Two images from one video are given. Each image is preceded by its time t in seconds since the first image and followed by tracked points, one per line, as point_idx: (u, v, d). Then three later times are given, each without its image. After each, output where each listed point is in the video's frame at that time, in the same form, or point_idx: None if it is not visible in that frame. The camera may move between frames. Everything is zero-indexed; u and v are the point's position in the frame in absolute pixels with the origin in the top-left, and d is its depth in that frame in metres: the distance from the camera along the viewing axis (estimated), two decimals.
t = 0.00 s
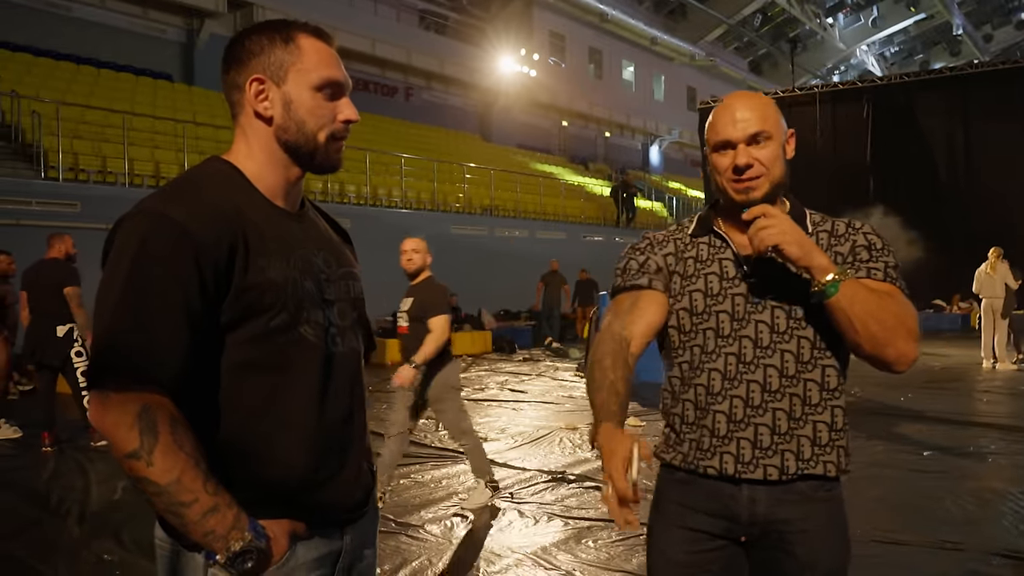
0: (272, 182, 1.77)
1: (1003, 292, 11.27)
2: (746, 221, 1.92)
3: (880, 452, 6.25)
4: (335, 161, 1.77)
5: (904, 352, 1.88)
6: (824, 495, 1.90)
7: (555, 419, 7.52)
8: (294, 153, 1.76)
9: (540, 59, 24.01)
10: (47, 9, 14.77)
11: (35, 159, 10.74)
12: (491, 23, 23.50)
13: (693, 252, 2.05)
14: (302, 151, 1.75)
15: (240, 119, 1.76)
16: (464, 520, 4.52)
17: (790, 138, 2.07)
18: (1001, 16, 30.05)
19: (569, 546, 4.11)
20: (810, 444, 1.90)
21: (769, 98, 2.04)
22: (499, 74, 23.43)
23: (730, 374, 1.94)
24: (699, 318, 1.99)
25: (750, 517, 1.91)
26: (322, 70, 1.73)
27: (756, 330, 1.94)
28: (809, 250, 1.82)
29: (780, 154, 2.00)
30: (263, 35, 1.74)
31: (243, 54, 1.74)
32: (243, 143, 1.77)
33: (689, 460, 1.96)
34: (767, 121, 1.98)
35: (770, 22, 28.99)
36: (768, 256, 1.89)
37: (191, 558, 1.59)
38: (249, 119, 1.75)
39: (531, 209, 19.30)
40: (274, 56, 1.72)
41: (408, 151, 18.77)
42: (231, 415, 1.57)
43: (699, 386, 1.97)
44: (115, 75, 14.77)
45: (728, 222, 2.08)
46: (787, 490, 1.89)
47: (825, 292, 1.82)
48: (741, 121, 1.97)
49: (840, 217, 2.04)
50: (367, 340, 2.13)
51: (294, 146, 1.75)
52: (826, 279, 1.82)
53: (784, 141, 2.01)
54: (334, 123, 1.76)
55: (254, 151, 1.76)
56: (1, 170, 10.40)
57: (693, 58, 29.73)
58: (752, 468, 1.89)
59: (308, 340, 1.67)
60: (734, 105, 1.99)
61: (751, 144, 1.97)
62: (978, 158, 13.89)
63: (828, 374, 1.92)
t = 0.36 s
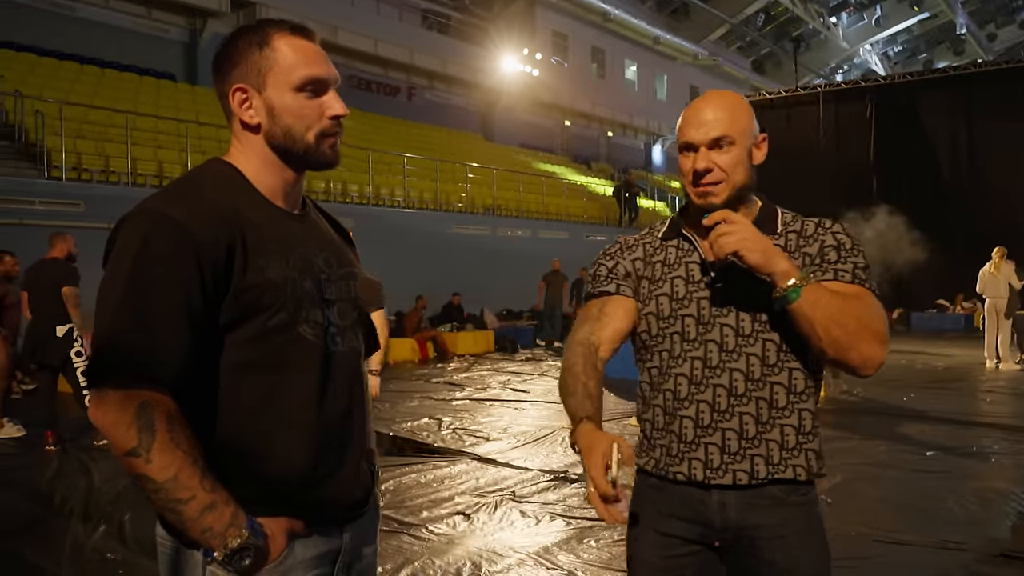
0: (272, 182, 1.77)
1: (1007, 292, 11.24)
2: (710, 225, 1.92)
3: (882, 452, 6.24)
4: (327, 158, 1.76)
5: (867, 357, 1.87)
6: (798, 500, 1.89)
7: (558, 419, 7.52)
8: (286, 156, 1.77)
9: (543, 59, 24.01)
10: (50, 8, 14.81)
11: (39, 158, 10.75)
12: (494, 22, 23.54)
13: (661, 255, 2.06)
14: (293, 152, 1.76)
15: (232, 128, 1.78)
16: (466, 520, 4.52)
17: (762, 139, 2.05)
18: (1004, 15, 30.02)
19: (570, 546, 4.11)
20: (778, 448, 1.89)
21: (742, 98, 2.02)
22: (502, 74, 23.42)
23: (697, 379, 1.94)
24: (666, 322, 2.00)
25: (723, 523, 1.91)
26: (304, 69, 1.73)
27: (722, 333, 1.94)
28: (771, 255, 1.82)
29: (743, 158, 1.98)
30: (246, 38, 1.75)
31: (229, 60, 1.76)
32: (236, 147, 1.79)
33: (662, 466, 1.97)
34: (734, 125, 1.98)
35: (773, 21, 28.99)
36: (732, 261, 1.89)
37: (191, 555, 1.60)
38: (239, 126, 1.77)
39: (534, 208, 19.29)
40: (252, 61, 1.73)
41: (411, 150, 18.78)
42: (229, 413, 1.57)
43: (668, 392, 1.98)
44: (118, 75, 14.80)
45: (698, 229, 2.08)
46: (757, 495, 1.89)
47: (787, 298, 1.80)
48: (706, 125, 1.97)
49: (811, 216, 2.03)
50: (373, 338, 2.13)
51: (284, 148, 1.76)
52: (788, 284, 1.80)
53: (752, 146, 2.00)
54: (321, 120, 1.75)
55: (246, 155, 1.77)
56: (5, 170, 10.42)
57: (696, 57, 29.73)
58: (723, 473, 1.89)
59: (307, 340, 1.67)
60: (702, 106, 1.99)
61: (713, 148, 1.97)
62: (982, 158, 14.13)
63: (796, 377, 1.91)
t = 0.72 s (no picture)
0: (270, 184, 1.77)
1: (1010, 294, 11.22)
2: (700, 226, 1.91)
3: (884, 453, 6.23)
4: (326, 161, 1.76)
5: (863, 348, 1.89)
6: (794, 498, 1.90)
7: (559, 419, 7.52)
8: (285, 157, 1.77)
9: (546, 59, 24.01)
10: (53, 7, 14.84)
11: (42, 157, 10.78)
12: (497, 23, 23.55)
13: (644, 253, 2.05)
14: (292, 154, 1.76)
15: (232, 129, 1.79)
16: (467, 520, 4.53)
17: (754, 149, 2.04)
18: (1008, 16, 29.93)
19: (571, 547, 4.11)
20: (773, 442, 1.90)
21: (738, 107, 1.99)
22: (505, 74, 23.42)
23: (690, 376, 1.93)
24: (653, 320, 1.99)
25: (722, 526, 1.91)
26: (304, 70, 1.73)
27: (713, 329, 1.94)
28: (765, 252, 1.81)
29: (735, 176, 1.98)
30: (245, 39, 1.76)
31: (228, 63, 1.76)
32: (236, 148, 1.79)
33: (654, 468, 1.95)
34: (732, 141, 1.94)
35: (777, 22, 28.93)
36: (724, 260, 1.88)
37: (190, 556, 1.60)
38: (239, 127, 1.77)
39: (536, 208, 19.29)
40: (252, 62, 1.73)
41: (414, 150, 18.78)
42: (225, 414, 1.58)
43: (658, 391, 1.96)
44: (121, 74, 14.83)
45: (679, 226, 2.07)
46: (754, 494, 1.89)
47: (784, 294, 1.80)
48: (706, 139, 1.94)
49: (794, 212, 2.04)
50: (371, 340, 2.13)
51: (283, 150, 1.76)
52: (784, 280, 1.80)
53: (745, 161, 1.99)
54: (320, 122, 1.75)
55: (246, 157, 1.77)
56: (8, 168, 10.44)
57: (699, 58, 29.70)
58: (720, 472, 1.88)
59: (305, 340, 1.67)
60: (702, 114, 1.95)
61: (709, 165, 1.95)
62: (984, 160, 13.31)
63: (785, 371, 1.92)
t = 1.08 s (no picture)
0: (271, 186, 1.77)
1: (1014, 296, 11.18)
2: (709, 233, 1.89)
3: (887, 456, 6.22)
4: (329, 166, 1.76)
5: (867, 350, 1.89)
6: (800, 498, 1.91)
7: (562, 421, 7.51)
8: (287, 159, 1.76)
9: (549, 60, 24.01)
10: (55, 9, 14.86)
11: (45, 158, 10.80)
12: (500, 24, 23.61)
13: (641, 258, 2.04)
14: (295, 157, 1.75)
15: (235, 130, 1.78)
16: (470, 522, 4.53)
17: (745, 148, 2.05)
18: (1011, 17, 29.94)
19: (572, 549, 4.10)
20: (778, 445, 1.90)
21: (723, 105, 2.01)
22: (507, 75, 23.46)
23: (695, 381, 1.92)
24: (655, 326, 1.98)
25: (730, 529, 1.91)
26: (310, 72, 1.73)
27: (717, 332, 1.93)
28: (775, 258, 1.81)
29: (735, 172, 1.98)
30: (249, 39, 1.75)
31: (232, 63, 1.76)
32: (238, 149, 1.79)
33: (660, 476, 1.94)
34: (729, 139, 1.95)
35: (779, 23, 28.94)
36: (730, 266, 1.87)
37: (191, 561, 1.60)
38: (241, 128, 1.77)
39: (538, 210, 19.30)
40: (257, 65, 1.73)
41: (416, 152, 18.80)
42: (228, 418, 1.57)
43: (663, 397, 1.94)
44: (124, 76, 14.86)
45: (675, 229, 2.07)
46: (760, 496, 1.89)
47: (792, 299, 1.80)
48: (706, 139, 1.93)
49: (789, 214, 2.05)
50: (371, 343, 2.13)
51: (286, 152, 1.75)
52: (793, 286, 1.80)
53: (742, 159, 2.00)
54: (324, 125, 1.75)
55: (248, 158, 1.77)
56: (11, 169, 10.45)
57: (701, 59, 29.70)
58: (727, 476, 1.88)
59: (306, 343, 1.66)
60: (695, 115, 1.96)
61: (713, 164, 1.94)
62: (985, 161, 13.72)
63: (788, 373, 1.94)
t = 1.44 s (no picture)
0: (265, 190, 1.77)
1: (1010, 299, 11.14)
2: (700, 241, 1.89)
3: (883, 459, 6.22)
4: (326, 170, 1.76)
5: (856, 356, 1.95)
6: (793, 500, 1.93)
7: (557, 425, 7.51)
8: (284, 162, 1.76)
9: (544, 64, 24.02)
10: (51, 12, 14.85)
11: (39, 161, 10.78)
12: (496, 27, 23.57)
13: (627, 267, 2.02)
14: (291, 160, 1.76)
15: (231, 132, 1.78)
16: (464, 526, 4.53)
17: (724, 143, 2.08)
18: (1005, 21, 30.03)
19: (567, 553, 4.10)
20: (772, 450, 1.92)
21: (703, 103, 2.04)
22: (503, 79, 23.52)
23: (688, 390, 1.92)
24: (646, 335, 1.97)
25: (725, 535, 1.91)
26: (308, 77, 1.73)
27: (709, 340, 1.93)
28: (771, 267, 1.81)
29: (717, 166, 2.00)
30: (248, 41, 1.75)
31: (228, 64, 1.75)
32: (233, 151, 1.79)
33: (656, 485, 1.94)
34: (709, 130, 1.98)
35: (775, 26, 29.00)
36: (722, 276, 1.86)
37: (183, 567, 1.59)
38: (238, 130, 1.76)
39: (534, 213, 19.28)
40: (254, 67, 1.72)
41: (412, 155, 18.79)
42: (223, 423, 1.56)
43: (656, 405, 1.94)
44: (120, 79, 14.84)
45: (660, 232, 2.07)
46: (753, 501, 1.91)
47: (785, 308, 1.82)
48: (685, 130, 1.96)
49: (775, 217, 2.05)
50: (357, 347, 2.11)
51: (283, 156, 1.75)
52: (786, 295, 1.82)
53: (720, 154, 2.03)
54: (323, 129, 1.75)
55: (242, 160, 1.77)
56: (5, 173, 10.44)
57: (697, 63, 29.71)
58: (723, 485, 1.89)
59: (300, 348, 1.66)
60: (675, 109, 1.98)
61: (694, 154, 1.96)
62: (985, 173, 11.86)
63: (777, 379, 1.95)
